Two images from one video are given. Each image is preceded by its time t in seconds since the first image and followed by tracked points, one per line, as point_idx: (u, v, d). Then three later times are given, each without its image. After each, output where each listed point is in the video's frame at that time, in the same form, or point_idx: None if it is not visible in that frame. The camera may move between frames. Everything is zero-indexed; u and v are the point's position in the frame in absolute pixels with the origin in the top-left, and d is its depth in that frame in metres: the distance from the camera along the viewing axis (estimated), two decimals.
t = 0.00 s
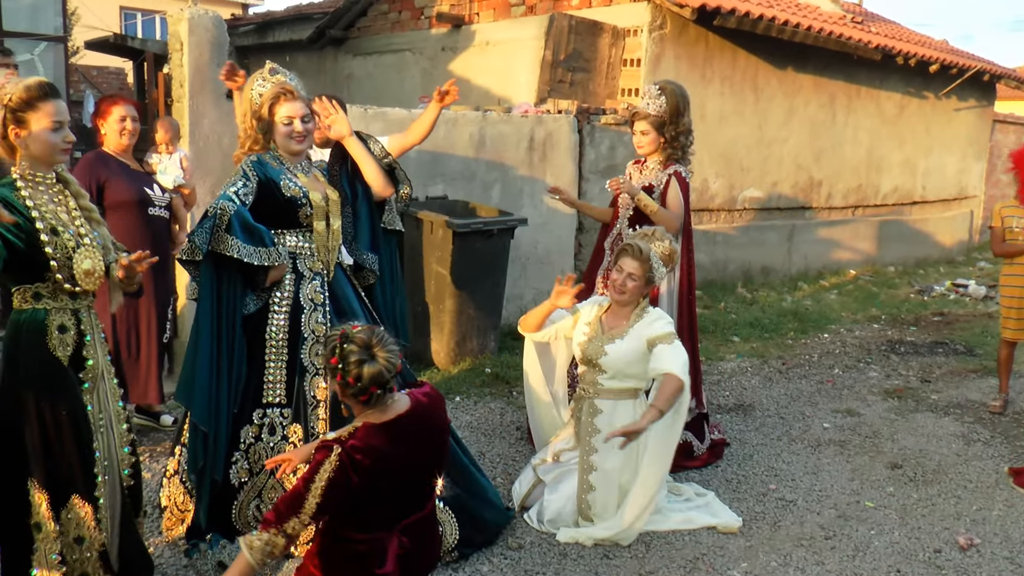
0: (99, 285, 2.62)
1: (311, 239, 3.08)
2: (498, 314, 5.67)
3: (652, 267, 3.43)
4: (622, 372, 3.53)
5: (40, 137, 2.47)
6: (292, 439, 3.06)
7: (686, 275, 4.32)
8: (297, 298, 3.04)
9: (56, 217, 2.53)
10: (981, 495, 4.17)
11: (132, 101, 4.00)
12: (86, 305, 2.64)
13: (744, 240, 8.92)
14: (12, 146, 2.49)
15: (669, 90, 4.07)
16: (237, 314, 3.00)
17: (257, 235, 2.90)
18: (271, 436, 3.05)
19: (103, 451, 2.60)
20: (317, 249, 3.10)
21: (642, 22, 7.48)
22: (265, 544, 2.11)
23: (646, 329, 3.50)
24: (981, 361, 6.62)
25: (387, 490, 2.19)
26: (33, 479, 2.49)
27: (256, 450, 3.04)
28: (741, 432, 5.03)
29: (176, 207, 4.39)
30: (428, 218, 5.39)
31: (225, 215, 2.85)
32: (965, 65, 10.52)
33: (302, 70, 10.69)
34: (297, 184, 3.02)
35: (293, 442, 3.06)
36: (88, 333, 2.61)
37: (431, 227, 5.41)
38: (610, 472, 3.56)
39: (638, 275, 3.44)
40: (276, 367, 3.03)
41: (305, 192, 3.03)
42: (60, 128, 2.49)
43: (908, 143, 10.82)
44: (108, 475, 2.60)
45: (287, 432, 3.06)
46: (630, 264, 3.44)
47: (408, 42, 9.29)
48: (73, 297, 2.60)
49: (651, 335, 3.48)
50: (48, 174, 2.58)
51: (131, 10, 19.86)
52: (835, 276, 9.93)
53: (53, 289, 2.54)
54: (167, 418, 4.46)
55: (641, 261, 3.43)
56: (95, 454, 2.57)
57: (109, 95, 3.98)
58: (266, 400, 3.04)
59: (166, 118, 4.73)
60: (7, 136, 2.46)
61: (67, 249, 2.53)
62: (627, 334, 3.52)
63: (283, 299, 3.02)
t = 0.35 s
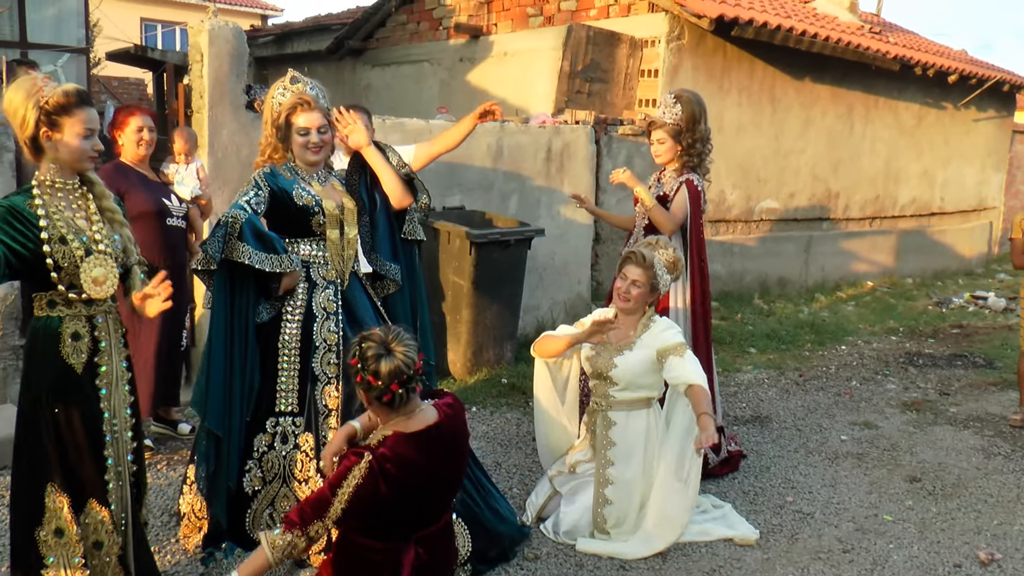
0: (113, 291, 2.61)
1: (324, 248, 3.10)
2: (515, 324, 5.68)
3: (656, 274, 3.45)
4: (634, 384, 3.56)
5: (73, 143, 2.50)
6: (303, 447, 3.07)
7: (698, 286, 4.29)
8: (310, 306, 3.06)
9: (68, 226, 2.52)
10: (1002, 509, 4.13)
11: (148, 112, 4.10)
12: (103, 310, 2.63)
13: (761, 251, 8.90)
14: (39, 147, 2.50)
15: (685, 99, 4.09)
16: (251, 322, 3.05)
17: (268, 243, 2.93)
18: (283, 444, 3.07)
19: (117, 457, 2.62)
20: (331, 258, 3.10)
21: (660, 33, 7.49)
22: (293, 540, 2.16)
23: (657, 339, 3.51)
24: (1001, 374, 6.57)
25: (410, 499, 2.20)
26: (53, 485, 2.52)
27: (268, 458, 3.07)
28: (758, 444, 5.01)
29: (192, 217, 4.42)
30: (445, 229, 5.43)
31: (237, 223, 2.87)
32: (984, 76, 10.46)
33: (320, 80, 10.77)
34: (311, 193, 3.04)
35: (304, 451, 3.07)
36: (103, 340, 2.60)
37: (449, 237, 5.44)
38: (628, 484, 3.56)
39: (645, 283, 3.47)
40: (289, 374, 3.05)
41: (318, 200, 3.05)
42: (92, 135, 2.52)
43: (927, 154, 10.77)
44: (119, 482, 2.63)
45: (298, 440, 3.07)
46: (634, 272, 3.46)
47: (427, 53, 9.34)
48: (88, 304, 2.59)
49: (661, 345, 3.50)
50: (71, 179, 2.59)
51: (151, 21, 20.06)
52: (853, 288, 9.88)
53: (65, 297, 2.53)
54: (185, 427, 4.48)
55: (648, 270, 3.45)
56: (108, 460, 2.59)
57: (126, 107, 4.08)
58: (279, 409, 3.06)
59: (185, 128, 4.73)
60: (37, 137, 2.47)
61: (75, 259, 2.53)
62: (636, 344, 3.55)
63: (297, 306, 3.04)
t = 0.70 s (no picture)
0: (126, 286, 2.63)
1: (331, 247, 3.12)
2: (526, 321, 5.69)
3: (663, 274, 3.45)
4: (635, 380, 3.58)
5: (88, 133, 2.51)
6: (313, 443, 3.09)
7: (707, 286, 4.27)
8: (316, 304, 3.08)
9: (82, 218, 2.55)
10: (1015, 508, 4.10)
11: (159, 110, 4.12)
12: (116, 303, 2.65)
13: (772, 248, 8.87)
14: (55, 139, 2.52)
15: (696, 98, 4.07)
16: (257, 319, 3.05)
17: (271, 244, 2.96)
18: (292, 440, 3.08)
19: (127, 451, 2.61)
20: (337, 256, 3.13)
21: (671, 30, 7.47)
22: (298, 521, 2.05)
23: (659, 338, 3.52)
24: (1015, 372, 6.53)
25: (423, 497, 2.20)
26: (60, 477, 2.54)
27: (277, 455, 3.07)
28: (769, 441, 5.00)
29: (204, 214, 4.43)
30: (456, 226, 5.44)
31: (240, 223, 2.90)
32: (998, 72, 10.39)
33: (331, 79, 10.78)
34: (318, 193, 3.07)
35: (313, 446, 3.09)
36: (115, 332, 2.62)
37: (460, 234, 5.45)
38: (638, 480, 3.56)
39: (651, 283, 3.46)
40: (295, 370, 3.07)
41: (325, 200, 3.08)
42: (106, 125, 2.54)
43: (939, 151, 10.72)
44: (128, 474, 2.62)
45: (306, 436, 3.09)
46: (640, 271, 3.48)
47: (437, 51, 9.35)
48: (100, 297, 2.61)
49: (662, 344, 3.51)
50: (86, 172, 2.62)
51: (163, 20, 20.10)
52: (864, 285, 9.85)
53: (77, 291, 2.56)
54: (196, 424, 4.48)
55: (654, 271, 3.46)
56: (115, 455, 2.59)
57: (138, 106, 4.10)
58: (286, 405, 3.08)
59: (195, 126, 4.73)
60: (51, 129, 2.48)
61: (88, 252, 2.54)
62: (639, 343, 3.56)
63: (303, 302, 3.06)
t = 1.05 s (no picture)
0: (132, 280, 2.64)
1: (334, 241, 3.15)
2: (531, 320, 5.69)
3: (669, 275, 3.49)
4: (634, 377, 3.60)
5: (85, 127, 2.51)
6: (319, 430, 3.09)
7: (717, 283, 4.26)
8: (322, 295, 3.11)
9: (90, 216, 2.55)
10: (1021, 511, 4.10)
11: (165, 107, 4.11)
12: (123, 299, 2.66)
13: (778, 248, 8.86)
14: (51, 135, 2.50)
15: (711, 95, 4.07)
16: (265, 312, 3.05)
17: (284, 238, 2.98)
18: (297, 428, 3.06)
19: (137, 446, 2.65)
20: (341, 250, 3.16)
21: (679, 29, 7.46)
22: (310, 478, 2.14)
23: (659, 335, 3.53)
24: (1021, 374, 6.51)
25: (431, 488, 2.20)
26: (72, 480, 2.54)
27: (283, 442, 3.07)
28: (774, 442, 5.00)
29: (210, 212, 4.46)
30: (462, 225, 5.45)
31: (253, 218, 2.92)
32: (1006, 72, 10.36)
33: (338, 77, 10.78)
34: (321, 188, 3.09)
35: (318, 433, 3.09)
36: (127, 329, 2.64)
37: (466, 233, 5.46)
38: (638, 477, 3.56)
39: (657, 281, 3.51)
40: (302, 359, 3.07)
41: (329, 195, 3.10)
42: (103, 119, 2.54)
43: (946, 151, 10.68)
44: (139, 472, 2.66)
45: (312, 423, 3.08)
46: (647, 271, 3.52)
47: (445, 49, 9.35)
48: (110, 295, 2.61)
49: (660, 342, 3.52)
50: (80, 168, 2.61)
51: (171, 18, 20.14)
52: (870, 285, 9.83)
53: (91, 289, 2.55)
54: (201, 422, 4.48)
55: (660, 272, 3.49)
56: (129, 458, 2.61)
57: (144, 103, 4.10)
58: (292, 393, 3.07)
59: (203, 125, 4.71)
60: (50, 124, 2.46)
61: (101, 249, 2.55)
62: (639, 340, 3.58)
63: (308, 296, 3.08)
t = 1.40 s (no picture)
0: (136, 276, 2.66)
1: (339, 237, 3.19)
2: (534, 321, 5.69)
3: (674, 278, 3.51)
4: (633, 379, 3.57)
5: (84, 125, 2.52)
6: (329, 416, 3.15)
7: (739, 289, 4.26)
8: (329, 289, 3.17)
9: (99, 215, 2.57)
10: None
11: (169, 107, 4.12)
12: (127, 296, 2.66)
13: (782, 250, 8.86)
14: (50, 133, 2.50)
15: (726, 96, 4.08)
16: (279, 307, 3.11)
17: (298, 236, 3.03)
18: (306, 416, 3.13)
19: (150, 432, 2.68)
20: (346, 246, 3.20)
21: (683, 31, 7.46)
22: (333, 416, 2.17)
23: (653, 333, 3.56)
24: None
25: (447, 485, 2.20)
26: (88, 472, 2.53)
27: (292, 431, 3.12)
28: (778, 444, 4.99)
29: (214, 213, 4.42)
30: (466, 225, 5.46)
31: (269, 219, 2.98)
32: (1011, 74, 10.34)
33: (341, 78, 10.79)
34: (325, 187, 3.15)
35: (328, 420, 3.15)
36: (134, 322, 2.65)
37: (470, 234, 5.47)
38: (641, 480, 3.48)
39: (661, 280, 3.54)
40: (311, 350, 3.13)
41: (332, 193, 3.16)
42: (100, 116, 2.56)
43: (951, 153, 10.67)
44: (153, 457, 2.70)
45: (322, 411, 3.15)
46: (653, 273, 3.55)
47: (449, 50, 9.35)
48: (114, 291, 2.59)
49: (653, 340, 3.54)
50: (80, 166, 2.59)
51: (176, 18, 20.18)
52: (874, 288, 9.82)
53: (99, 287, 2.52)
54: (204, 422, 4.50)
55: (664, 273, 3.53)
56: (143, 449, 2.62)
57: (148, 103, 4.11)
58: (302, 383, 3.13)
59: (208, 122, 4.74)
60: (49, 121, 2.47)
61: (111, 249, 2.58)
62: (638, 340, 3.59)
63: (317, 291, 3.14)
